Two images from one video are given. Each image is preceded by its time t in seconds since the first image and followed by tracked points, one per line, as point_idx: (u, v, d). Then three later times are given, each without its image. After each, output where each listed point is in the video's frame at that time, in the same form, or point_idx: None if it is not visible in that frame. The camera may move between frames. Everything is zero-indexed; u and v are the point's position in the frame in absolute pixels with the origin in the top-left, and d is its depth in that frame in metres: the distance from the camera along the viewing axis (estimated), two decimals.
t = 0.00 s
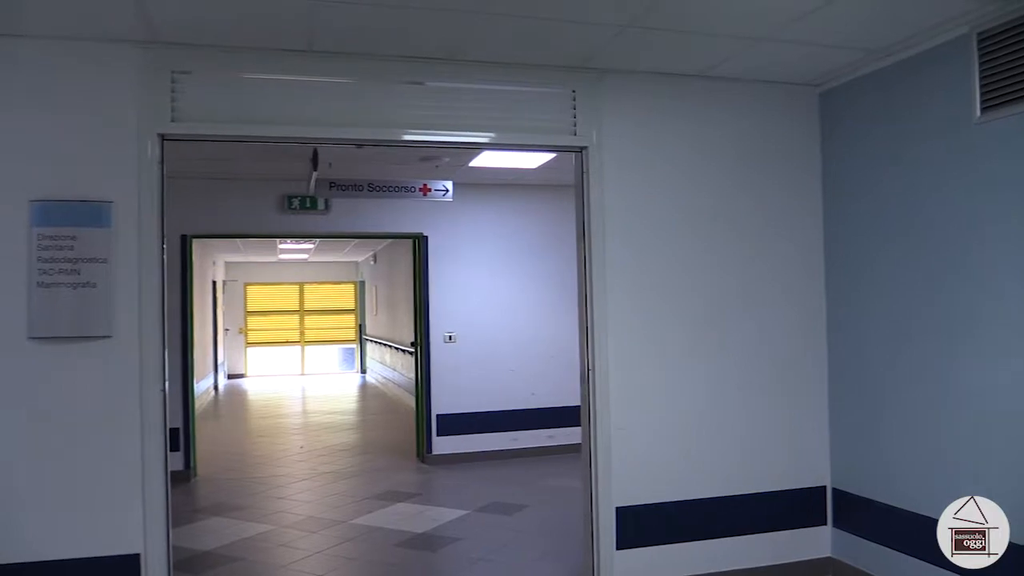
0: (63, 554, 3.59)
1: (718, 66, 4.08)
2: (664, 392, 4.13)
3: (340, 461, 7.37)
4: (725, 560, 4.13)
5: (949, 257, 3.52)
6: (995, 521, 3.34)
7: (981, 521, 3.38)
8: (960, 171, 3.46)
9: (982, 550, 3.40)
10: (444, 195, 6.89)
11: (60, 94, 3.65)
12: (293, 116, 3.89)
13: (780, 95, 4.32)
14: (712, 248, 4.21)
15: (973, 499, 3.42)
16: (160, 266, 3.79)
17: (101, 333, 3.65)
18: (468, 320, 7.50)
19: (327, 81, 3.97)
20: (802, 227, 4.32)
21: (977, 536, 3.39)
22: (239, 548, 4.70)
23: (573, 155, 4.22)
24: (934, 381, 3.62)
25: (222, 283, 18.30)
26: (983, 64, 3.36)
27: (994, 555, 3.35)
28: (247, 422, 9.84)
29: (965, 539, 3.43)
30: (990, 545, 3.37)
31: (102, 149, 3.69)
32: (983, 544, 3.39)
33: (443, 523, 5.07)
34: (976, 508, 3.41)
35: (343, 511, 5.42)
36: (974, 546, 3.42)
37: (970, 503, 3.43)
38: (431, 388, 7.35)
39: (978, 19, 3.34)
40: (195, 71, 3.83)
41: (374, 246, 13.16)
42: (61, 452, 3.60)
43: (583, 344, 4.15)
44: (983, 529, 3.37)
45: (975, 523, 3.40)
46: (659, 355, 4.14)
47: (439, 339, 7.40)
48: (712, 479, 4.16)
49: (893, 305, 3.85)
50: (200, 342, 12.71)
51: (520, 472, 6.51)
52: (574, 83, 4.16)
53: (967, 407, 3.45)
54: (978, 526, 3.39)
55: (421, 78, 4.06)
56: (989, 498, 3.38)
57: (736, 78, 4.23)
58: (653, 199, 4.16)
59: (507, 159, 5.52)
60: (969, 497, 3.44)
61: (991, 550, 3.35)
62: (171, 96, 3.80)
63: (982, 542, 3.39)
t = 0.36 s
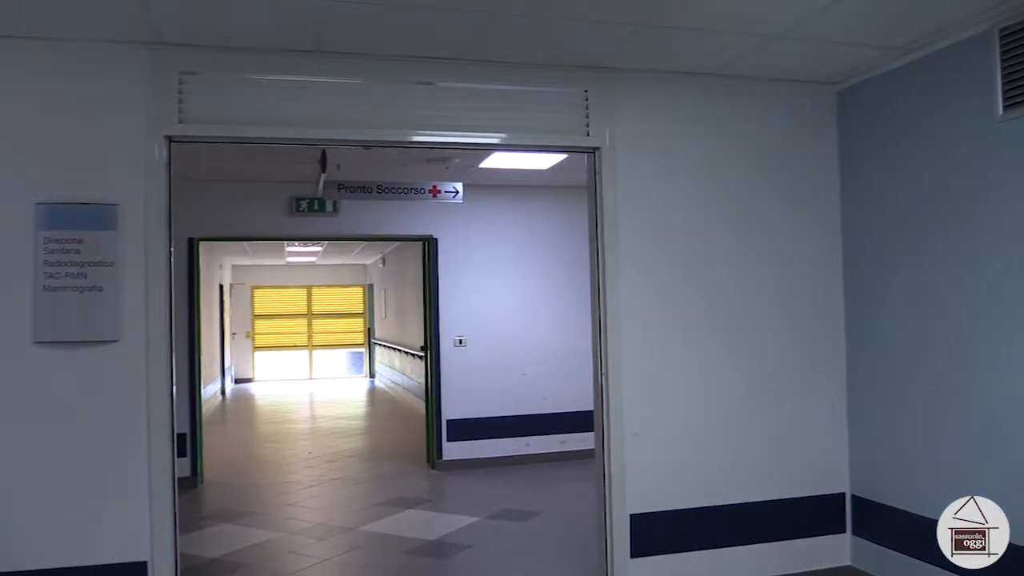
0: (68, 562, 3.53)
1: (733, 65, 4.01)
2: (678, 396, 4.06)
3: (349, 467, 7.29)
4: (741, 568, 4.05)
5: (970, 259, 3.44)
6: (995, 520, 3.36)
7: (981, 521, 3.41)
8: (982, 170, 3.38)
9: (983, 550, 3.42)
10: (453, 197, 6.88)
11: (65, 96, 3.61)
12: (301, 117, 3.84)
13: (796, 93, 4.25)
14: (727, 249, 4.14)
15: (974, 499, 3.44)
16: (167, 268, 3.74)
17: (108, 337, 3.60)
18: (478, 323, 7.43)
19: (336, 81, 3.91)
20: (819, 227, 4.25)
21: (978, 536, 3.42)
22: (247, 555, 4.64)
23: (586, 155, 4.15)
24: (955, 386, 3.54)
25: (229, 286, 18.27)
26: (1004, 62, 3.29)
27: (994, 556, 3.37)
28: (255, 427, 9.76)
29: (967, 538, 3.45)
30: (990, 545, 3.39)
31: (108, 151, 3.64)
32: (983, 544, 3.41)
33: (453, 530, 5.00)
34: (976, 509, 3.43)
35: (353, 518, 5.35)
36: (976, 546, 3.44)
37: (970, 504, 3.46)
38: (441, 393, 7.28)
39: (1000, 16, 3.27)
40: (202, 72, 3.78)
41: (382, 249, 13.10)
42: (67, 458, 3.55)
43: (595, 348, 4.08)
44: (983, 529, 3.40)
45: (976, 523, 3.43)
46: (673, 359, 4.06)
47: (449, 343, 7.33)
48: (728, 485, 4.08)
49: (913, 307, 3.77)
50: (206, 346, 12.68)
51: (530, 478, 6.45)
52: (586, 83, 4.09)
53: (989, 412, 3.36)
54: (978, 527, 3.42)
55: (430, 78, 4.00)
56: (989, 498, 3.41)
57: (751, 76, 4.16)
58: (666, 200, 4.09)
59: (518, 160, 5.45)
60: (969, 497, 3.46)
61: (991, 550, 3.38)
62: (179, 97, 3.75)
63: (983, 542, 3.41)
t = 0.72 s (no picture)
0: None
1: (754, 61, 3.86)
2: (697, 408, 3.89)
3: (351, 479, 7.11)
4: None
5: (1001, 265, 3.29)
6: (995, 521, 3.35)
7: (981, 521, 3.40)
8: (1014, 173, 3.22)
9: (983, 550, 3.42)
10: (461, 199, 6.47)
11: (57, 95, 3.45)
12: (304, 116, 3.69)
13: (819, 91, 4.09)
14: (748, 254, 3.98)
15: (973, 499, 3.43)
16: (165, 274, 3.58)
17: (102, 346, 3.43)
18: (486, 330, 7.26)
19: (340, 79, 3.76)
20: (843, 231, 4.09)
21: (977, 536, 3.42)
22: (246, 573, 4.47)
23: (599, 155, 4.00)
24: (983, 398, 3.38)
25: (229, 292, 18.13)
26: None
27: (994, 556, 3.37)
28: (255, 438, 9.59)
29: (968, 538, 3.46)
30: (989, 545, 3.39)
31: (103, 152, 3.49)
32: (983, 544, 3.41)
33: (460, 546, 4.83)
34: (976, 509, 3.42)
35: (356, 533, 5.18)
36: (977, 546, 3.44)
37: (970, 504, 3.44)
38: (448, 403, 7.10)
39: None
40: (201, 70, 3.63)
41: (386, 253, 12.94)
42: (59, 470, 3.38)
43: (610, 357, 3.92)
44: (982, 529, 3.40)
45: (976, 523, 3.42)
46: (692, 370, 3.90)
47: (456, 350, 7.16)
48: (749, 500, 3.93)
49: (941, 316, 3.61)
50: (205, 354, 12.51)
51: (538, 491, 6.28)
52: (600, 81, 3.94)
53: (1019, 426, 3.21)
54: (978, 526, 3.41)
55: (438, 76, 3.85)
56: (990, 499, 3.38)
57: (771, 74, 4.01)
58: (678, 202, 3.93)
59: (528, 162, 5.29)
60: (968, 497, 3.45)
61: (992, 550, 3.36)
62: (177, 96, 3.60)
63: (983, 542, 3.41)
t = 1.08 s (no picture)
0: None
1: (778, 55, 3.66)
2: (719, 421, 3.73)
3: (354, 498, 6.86)
4: None
5: None
6: (995, 520, 3.40)
7: (982, 521, 3.47)
8: None
9: (984, 550, 3.46)
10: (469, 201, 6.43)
11: (43, 92, 3.26)
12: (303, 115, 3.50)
13: (845, 88, 3.90)
14: (772, 260, 3.79)
15: (975, 499, 3.51)
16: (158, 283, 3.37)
17: (90, 358, 3.22)
18: (494, 340, 7.04)
19: (341, 76, 3.56)
20: (874, 237, 3.90)
21: (978, 535, 3.48)
22: None
23: (615, 155, 3.80)
24: None
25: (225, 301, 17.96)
26: None
27: (995, 556, 3.40)
28: (253, 454, 9.33)
29: (967, 537, 3.55)
30: (990, 545, 3.43)
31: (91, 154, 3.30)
32: (985, 544, 3.45)
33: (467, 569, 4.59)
34: (976, 508, 3.49)
35: (359, 555, 4.95)
36: (977, 546, 3.51)
37: (971, 504, 3.52)
38: (455, 417, 6.89)
39: None
40: (195, 67, 3.44)
41: (390, 259, 12.73)
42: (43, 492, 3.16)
43: (628, 367, 3.75)
44: (983, 529, 3.46)
45: (976, 523, 3.50)
46: (714, 382, 3.73)
47: (464, 361, 6.95)
48: (775, 519, 3.75)
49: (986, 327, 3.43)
50: (200, 364, 12.31)
51: (548, 509, 6.06)
52: (616, 78, 3.74)
53: None
54: (980, 526, 3.48)
55: (445, 73, 3.65)
56: (989, 499, 3.44)
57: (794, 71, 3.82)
58: (687, 204, 3.72)
59: (539, 161, 5.09)
60: (970, 497, 3.53)
61: (992, 550, 3.40)
62: (171, 95, 3.42)
63: (983, 542, 3.47)
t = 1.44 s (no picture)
0: None
1: (803, 53, 3.49)
2: (742, 439, 3.54)
3: (355, 518, 6.64)
4: None
5: None
6: (995, 518, 3.36)
7: (980, 520, 3.38)
8: None
9: (982, 550, 3.35)
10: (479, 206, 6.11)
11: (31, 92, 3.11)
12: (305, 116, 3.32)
13: (873, 87, 3.72)
14: (796, 269, 3.61)
15: (973, 499, 3.43)
16: (152, 291, 3.21)
17: (82, 370, 3.09)
18: (503, 351, 6.85)
19: (345, 74, 3.39)
20: (904, 245, 3.72)
21: (978, 535, 3.36)
22: None
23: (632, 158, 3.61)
24: None
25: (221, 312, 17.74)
26: None
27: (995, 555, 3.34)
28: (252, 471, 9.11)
29: (967, 539, 3.38)
30: (990, 545, 3.35)
31: (81, 156, 3.14)
32: (984, 543, 3.35)
33: None
34: (975, 507, 3.41)
35: None
36: (975, 546, 3.36)
37: (969, 504, 3.43)
38: (464, 433, 6.68)
39: None
40: (190, 65, 3.27)
41: (394, 265, 12.54)
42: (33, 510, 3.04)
43: (645, 382, 3.57)
44: (983, 528, 3.36)
45: (975, 522, 3.39)
46: (736, 397, 3.55)
47: (474, 373, 6.76)
48: (802, 540, 3.56)
49: None
50: (195, 379, 12.11)
51: (557, 531, 5.85)
52: (633, 77, 3.57)
53: None
54: (978, 525, 3.37)
55: (452, 71, 3.47)
56: (990, 501, 3.43)
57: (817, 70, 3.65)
58: (710, 210, 3.56)
59: (551, 163, 4.92)
60: (968, 498, 3.45)
61: (990, 549, 3.33)
62: (167, 95, 3.25)
63: (983, 543, 3.35)
